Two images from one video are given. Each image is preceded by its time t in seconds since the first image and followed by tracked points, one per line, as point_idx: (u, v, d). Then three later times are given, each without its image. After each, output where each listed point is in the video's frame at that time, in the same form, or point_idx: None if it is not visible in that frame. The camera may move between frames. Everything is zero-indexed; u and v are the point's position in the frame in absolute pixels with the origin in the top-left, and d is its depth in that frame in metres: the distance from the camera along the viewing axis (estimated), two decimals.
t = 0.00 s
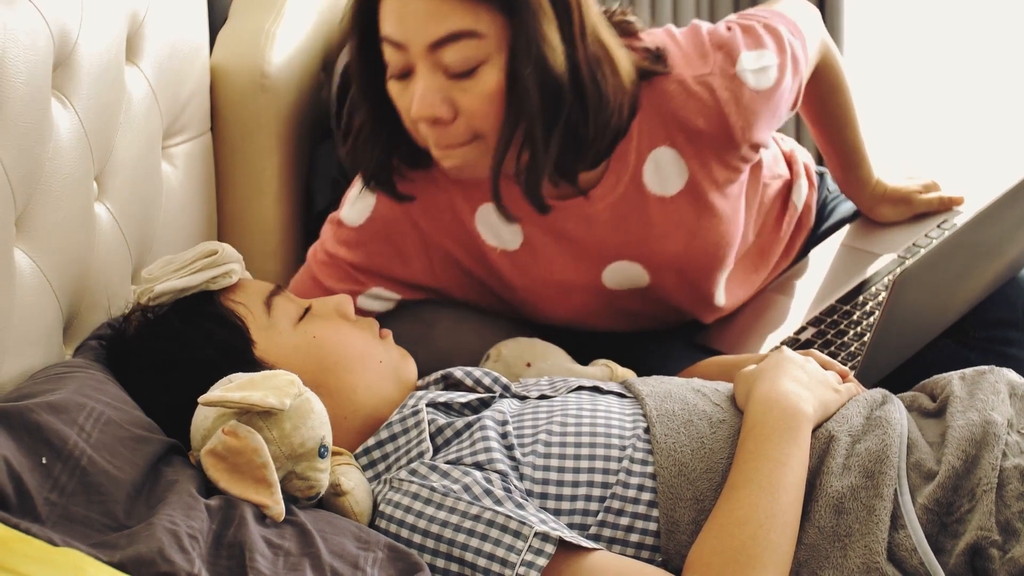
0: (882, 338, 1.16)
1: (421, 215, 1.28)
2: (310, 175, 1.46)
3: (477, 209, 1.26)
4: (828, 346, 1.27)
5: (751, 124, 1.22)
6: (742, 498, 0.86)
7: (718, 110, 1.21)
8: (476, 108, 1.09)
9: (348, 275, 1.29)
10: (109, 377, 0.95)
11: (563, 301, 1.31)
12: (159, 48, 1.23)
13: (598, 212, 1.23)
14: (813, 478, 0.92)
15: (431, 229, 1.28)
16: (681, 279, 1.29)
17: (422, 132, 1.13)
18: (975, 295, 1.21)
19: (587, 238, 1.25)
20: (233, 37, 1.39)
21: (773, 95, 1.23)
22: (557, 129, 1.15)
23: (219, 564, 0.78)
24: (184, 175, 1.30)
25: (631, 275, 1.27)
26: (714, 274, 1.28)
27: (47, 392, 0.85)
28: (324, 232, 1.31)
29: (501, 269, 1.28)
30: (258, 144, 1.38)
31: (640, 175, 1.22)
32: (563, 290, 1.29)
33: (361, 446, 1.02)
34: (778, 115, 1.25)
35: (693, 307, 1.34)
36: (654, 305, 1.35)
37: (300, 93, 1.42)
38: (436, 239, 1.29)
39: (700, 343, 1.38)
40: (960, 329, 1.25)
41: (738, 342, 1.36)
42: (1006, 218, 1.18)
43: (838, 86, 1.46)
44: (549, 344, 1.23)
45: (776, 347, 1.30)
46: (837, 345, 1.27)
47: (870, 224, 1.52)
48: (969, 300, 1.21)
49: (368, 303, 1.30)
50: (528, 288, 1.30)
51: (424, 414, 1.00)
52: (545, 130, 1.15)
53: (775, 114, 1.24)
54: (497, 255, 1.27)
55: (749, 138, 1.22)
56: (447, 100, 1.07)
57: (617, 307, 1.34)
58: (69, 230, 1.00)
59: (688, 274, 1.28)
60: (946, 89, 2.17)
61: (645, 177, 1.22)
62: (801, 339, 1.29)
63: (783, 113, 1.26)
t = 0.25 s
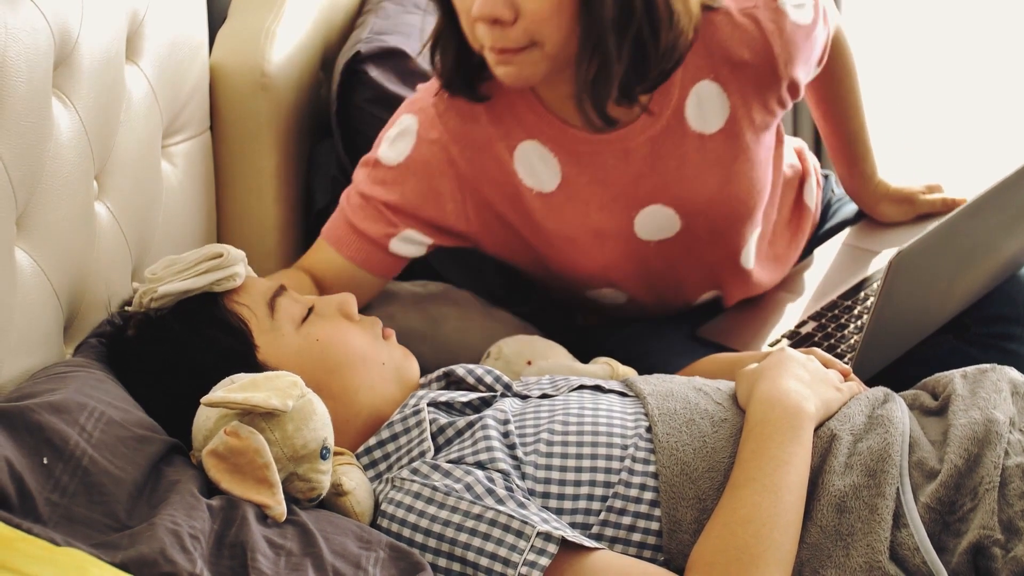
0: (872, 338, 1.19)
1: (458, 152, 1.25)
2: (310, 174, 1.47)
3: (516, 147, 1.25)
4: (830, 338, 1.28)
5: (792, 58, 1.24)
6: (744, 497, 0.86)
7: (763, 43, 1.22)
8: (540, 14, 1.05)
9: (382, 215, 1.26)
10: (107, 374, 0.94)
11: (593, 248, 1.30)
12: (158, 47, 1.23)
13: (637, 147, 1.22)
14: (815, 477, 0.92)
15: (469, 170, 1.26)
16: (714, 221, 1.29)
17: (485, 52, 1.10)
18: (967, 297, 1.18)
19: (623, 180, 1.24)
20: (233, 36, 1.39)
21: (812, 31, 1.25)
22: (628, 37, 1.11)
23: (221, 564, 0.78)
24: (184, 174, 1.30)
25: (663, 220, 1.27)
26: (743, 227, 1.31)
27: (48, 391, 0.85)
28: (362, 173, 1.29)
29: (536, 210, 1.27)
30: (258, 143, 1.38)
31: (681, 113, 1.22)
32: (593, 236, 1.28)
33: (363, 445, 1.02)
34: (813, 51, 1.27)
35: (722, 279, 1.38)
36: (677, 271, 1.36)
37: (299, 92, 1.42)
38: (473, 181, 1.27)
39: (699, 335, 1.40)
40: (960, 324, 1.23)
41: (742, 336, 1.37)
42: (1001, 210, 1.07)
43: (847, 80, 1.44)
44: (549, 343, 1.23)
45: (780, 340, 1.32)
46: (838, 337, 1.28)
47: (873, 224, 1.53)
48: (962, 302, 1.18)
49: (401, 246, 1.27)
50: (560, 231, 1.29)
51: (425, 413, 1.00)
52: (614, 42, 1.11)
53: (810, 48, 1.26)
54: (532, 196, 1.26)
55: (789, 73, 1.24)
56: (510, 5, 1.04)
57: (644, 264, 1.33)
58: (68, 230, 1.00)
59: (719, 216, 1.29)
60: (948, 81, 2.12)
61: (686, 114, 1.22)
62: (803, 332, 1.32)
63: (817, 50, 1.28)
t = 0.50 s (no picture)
0: (872, 339, 1.19)
1: (495, 102, 1.26)
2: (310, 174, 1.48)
3: (552, 103, 1.26)
4: (832, 335, 1.30)
5: (827, 16, 1.25)
6: (746, 497, 0.86)
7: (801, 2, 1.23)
8: None
9: (415, 165, 1.26)
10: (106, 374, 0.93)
11: (620, 213, 1.30)
12: (159, 46, 1.22)
13: (672, 103, 1.23)
14: (817, 477, 0.92)
15: (505, 124, 1.27)
16: (741, 187, 1.30)
17: None
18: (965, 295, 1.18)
19: (654, 137, 1.25)
20: (233, 35, 1.39)
21: None
22: None
23: (223, 564, 0.78)
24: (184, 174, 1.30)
25: (690, 182, 1.28)
26: (769, 196, 1.32)
27: (49, 392, 0.85)
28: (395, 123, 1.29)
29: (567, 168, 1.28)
30: (258, 143, 1.38)
31: (717, 69, 1.23)
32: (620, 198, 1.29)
33: (364, 445, 1.02)
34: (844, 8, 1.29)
35: (741, 262, 1.39)
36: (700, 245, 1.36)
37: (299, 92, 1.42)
38: (507, 134, 1.27)
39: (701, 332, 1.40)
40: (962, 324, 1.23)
41: (750, 328, 1.37)
42: (1000, 208, 1.07)
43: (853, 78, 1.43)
44: (550, 343, 1.23)
45: (782, 336, 1.34)
46: (839, 334, 1.30)
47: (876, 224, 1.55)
48: (960, 299, 1.18)
49: (431, 198, 1.27)
50: (588, 192, 1.29)
51: (426, 413, 0.99)
52: None
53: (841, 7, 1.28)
54: (564, 154, 1.27)
55: (822, 32, 1.25)
56: None
57: (667, 236, 1.33)
58: (68, 229, 1.00)
59: (746, 183, 1.30)
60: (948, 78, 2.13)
61: (721, 71, 1.23)
62: (805, 329, 1.33)
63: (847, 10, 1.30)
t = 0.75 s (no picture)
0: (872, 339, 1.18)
1: (534, 67, 1.28)
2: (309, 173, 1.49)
3: (584, 70, 1.28)
4: (836, 333, 1.34)
5: None
6: (750, 498, 0.86)
7: None
8: None
9: (444, 116, 1.26)
10: (109, 377, 0.93)
11: (644, 185, 1.31)
12: (159, 47, 1.22)
13: (702, 78, 1.27)
14: (820, 477, 0.91)
15: (542, 91, 1.28)
16: (763, 164, 1.33)
17: None
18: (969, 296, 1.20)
19: (682, 110, 1.29)
20: (233, 35, 1.39)
21: None
22: None
23: (226, 566, 0.78)
24: (185, 175, 1.30)
25: (714, 158, 1.31)
26: (789, 178, 1.36)
27: (50, 392, 0.85)
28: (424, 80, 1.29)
29: (595, 138, 1.29)
30: (259, 143, 1.38)
31: (748, 46, 1.27)
32: (645, 171, 1.30)
33: (366, 446, 1.02)
34: None
35: (754, 251, 1.41)
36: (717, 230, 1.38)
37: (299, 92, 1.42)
38: (540, 100, 1.29)
39: (707, 331, 1.40)
40: (968, 324, 1.24)
41: (757, 324, 1.38)
42: (1006, 207, 1.09)
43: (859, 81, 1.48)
44: (552, 342, 1.23)
45: (786, 334, 1.36)
46: (844, 333, 1.34)
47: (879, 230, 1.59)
48: (964, 300, 1.20)
49: (457, 152, 1.27)
50: (614, 162, 1.30)
51: (429, 414, 0.99)
52: None
53: None
54: (593, 123, 1.29)
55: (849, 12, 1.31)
56: None
57: (688, 214, 1.35)
58: (68, 230, 1.00)
59: (769, 160, 1.33)
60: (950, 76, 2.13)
61: (751, 47, 1.27)
62: (811, 326, 1.36)
63: None
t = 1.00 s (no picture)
0: (885, 334, 1.20)
1: (570, 41, 1.26)
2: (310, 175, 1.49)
3: (616, 48, 1.28)
4: (844, 334, 1.34)
5: None
6: (753, 500, 0.86)
7: None
8: None
9: (480, 86, 1.21)
10: (112, 379, 0.93)
11: (667, 168, 1.31)
12: (161, 48, 1.22)
13: (729, 62, 1.30)
14: (823, 480, 0.91)
15: (576, 65, 1.27)
16: (783, 152, 1.35)
17: None
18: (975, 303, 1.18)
19: (707, 92, 1.30)
20: (235, 36, 1.39)
21: None
22: None
23: (230, 568, 0.78)
24: (188, 177, 1.30)
25: (736, 141, 1.32)
26: (807, 167, 1.38)
27: (53, 395, 0.85)
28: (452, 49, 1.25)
29: (623, 117, 1.29)
30: (262, 144, 1.38)
31: (775, 33, 1.30)
32: (669, 152, 1.31)
33: (369, 448, 1.02)
34: None
35: (767, 244, 1.42)
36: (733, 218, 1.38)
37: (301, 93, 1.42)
38: (573, 76, 1.27)
39: (714, 332, 1.39)
40: (971, 327, 1.22)
41: (765, 324, 1.38)
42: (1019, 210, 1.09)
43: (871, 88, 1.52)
44: (555, 343, 1.23)
45: (793, 335, 1.36)
46: (851, 334, 1.35)
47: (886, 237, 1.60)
48: (968, 307, 1.19)
49: (489, 124, 1.22)
50: (640, 144, 1.30)
51: (433, 415, 0.99)
52: None
53: None
54: (622, 100, 1.29)
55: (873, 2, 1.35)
56: None
57: (707, 201, 1.35)
58: (70, 233, 1.00)
59: (789, 148, 1.34)
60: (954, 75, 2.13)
61: (778, 34, 1.30)
62: (818, 328, 1.37)
63: None
